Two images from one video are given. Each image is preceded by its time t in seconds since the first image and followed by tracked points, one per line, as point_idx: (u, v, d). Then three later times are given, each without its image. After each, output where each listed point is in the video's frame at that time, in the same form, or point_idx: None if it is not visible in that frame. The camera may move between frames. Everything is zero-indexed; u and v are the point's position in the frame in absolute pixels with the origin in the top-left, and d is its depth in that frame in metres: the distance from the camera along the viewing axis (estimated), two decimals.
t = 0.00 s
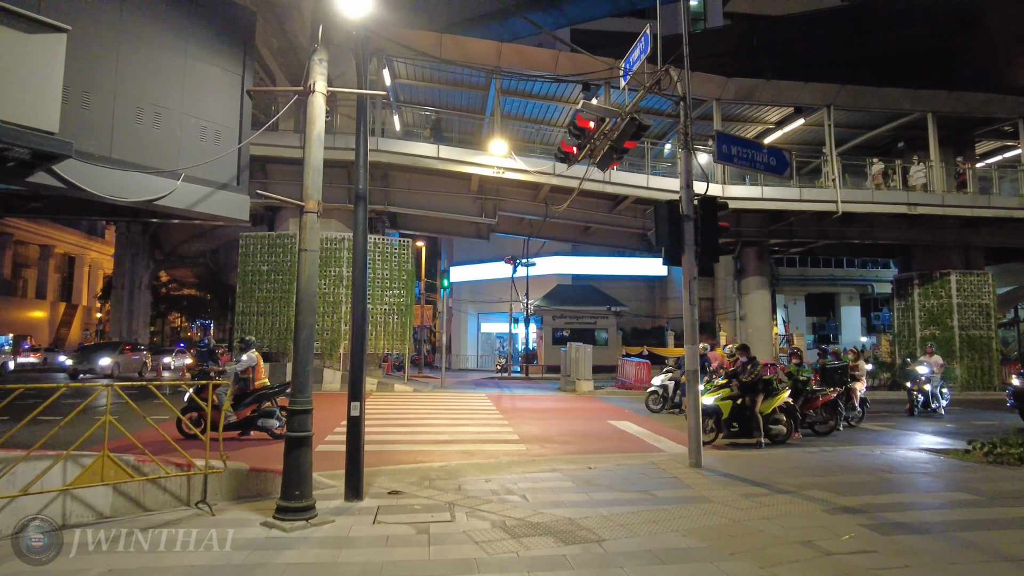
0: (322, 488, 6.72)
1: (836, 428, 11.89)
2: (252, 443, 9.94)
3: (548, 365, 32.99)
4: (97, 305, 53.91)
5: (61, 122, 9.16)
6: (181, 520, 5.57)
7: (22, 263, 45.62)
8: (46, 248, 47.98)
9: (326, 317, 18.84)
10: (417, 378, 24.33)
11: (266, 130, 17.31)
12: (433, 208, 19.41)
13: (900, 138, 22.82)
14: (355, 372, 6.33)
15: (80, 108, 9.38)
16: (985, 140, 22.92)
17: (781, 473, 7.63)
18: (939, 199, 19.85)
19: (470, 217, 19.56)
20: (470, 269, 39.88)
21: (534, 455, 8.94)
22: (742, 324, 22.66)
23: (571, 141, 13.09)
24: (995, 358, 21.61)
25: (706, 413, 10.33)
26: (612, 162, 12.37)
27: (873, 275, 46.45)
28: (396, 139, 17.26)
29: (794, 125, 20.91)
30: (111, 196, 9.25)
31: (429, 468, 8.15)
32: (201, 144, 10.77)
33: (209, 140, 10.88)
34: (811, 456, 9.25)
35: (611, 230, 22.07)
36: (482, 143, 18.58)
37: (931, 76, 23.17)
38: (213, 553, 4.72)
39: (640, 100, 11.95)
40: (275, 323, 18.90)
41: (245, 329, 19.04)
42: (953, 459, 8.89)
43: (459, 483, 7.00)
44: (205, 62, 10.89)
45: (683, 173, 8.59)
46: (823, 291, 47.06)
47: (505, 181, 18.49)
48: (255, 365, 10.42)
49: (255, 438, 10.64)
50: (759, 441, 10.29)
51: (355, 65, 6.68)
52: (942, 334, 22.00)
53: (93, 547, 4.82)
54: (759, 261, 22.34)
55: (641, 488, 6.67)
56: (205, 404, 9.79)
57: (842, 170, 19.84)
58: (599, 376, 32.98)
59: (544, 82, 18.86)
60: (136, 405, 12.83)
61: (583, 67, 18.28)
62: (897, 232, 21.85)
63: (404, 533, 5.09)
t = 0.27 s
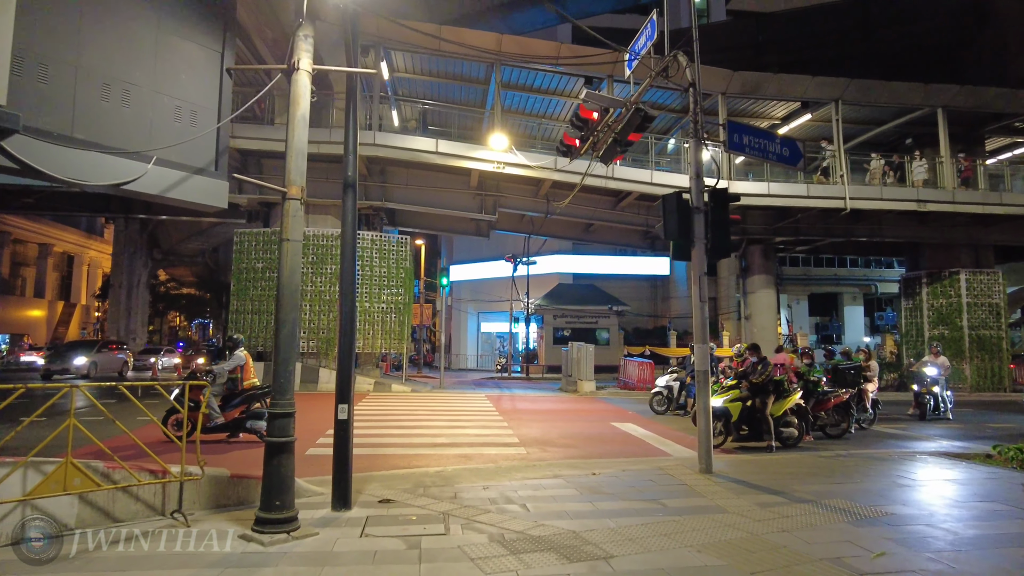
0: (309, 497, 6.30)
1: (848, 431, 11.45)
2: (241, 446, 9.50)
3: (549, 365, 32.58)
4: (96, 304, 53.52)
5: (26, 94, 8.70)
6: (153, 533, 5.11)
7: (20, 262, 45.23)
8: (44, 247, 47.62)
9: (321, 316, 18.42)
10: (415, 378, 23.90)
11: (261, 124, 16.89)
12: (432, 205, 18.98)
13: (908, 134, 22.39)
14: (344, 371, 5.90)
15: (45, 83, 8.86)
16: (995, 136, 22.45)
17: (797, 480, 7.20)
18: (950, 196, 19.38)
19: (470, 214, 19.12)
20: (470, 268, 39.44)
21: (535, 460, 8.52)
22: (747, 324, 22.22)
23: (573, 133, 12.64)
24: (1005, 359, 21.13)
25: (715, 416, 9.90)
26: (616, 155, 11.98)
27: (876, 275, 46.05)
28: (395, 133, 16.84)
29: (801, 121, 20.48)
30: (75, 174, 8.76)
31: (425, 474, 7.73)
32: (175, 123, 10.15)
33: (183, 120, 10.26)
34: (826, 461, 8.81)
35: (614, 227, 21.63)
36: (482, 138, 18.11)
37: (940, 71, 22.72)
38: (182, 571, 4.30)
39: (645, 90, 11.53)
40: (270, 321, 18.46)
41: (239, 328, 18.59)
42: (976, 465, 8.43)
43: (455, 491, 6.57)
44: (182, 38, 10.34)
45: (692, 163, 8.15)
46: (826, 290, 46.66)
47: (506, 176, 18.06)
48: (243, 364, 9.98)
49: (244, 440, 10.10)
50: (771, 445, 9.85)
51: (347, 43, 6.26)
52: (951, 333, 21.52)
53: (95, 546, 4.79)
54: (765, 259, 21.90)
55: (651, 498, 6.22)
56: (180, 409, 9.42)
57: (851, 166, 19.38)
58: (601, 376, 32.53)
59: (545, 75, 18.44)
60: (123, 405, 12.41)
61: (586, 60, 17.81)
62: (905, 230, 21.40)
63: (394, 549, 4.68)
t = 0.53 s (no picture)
0: (295, 510, 5.87)
1: (862, 435, 11.00)
2: (230, 452, 9.04)
3: (550, 366, 32.12)
4: (94, 304, 53.08)
5: None
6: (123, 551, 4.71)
7: (18, 262, 44.82)
8: (42, 247, 47.23)
9: (317, 316, 17.99)
10: (414, 379, 23.44)
11: (255, 119, 16.45)
12: (430, 202, 18.50)
13: (916, 130, 21.93)
14: (332, 375, 5.47)
15: None
16: (1006, 132, 21.99)
17: (816, 491, 6.74)
18: (960, 193, 18.92)
19: (469, 211, 18.65)
20: (470, 267, 39.00)
21: (537, 468, 8.08)
22: (753, 323, 21.79)
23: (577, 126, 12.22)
24: (1016, 359, 20.63)
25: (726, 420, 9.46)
26: (620, 150, 11.59)
27: (879, 275, 45.58)
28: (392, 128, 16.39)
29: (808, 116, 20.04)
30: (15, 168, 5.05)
31: (420, 483, 7.29)
32: (137, 99, 5.89)
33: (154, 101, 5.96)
34: (843, 468, 8.36)
35: (616, 225, 21.19)
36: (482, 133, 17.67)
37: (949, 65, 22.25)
38: None
39: (652, 81, 11.10)
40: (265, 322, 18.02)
41: (234, 328, 18.16)
42: (1003, 474, 7.97)
43: (452, 504, 6.14)
44: None
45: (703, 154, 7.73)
46: (828, 290, 46.21)
47: (506, 173, 17.62)
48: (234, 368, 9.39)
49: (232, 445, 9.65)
50: (784, 451, 9.42)
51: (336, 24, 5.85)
52: (960, 333, 21.04)
53: (79, 558, 4.55)
54: (770, 257, 21.46)
55: (662, 512, 5.78)
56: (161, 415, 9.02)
57: (859, 162, 18.94)
58: (602, 377, 32.08)
59: (546, 69, 18.00)
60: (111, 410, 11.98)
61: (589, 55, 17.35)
62: (914, 228, 20.95)
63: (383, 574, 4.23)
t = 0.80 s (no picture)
0: (284, 521, 5.47)
1: (878, 437, 10.58)
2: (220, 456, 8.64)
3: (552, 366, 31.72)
4: (92, 304, 52.69)
5: None
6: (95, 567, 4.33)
7: (16, 261, 44.38)
8: (41, 246, 46.81)
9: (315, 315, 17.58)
10: (413, 379, 22.99)
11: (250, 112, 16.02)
12: (430, 198, 18.08)
13: (926, 125, 21.50)
14: (322, 375, 5.06)
15: None
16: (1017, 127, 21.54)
17: (841, 499, 6.32)
18: (973, 188, 18.47)
19: (470, 207, 18.22)
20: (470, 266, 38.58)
21: (542, 473, 7.67)
22: (759, 322, 21.38)
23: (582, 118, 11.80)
24: None
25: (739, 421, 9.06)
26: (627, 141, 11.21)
27: (883, 273, 45.19)
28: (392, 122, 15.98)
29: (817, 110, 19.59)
30: None
31: (419, 490, 6.88)
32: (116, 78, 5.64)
33: (127, 75, 5.67)
34: (865, 472, 7.92)
35: (620, 222, 20.77)
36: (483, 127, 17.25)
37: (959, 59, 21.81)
38: None
39: (661, 68, 10.68)
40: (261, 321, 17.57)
41: (229, 328, 17.72)
42: None
43: (453, 514, 5.72)
44: None
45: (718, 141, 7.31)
46: (832, 289, 45.77)
47: (508, 168, 17.20)
48: (224, 366, 8.99)
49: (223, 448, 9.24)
50: (800, 454, 9.00)
51: None
52: (971, 333, 20.55)
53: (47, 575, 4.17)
54: (778, 255, 21.04)
55: (679, 523, 5.37)
56: (148, 417, 8.62)
57: (870, 157, 18.51)
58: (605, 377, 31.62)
59: (549, 61, 17.57)
60: (100, 411, 11.57)
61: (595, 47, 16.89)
62: (924, 224, 20.52)
63: None
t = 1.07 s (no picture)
0: (271, 542, 5.03)
1: (898, 445, 10.09)
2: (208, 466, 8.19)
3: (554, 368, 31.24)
4: (91, 305, 52.21)
5: None
6: None
7: (15, 261, 43.97)
8: (40, 246, 46.32)
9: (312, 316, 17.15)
10: (413, 382, 22.52)
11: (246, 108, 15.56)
12: (430, 197, 17.66)
13: (936, 123, 21.05)
14: (311, 384, 4.60)
15: None
16: None
17: (872, 516, 5.87)
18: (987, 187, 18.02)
19: (471, 206, 17.77)
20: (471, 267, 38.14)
21: (549, 485, 7.23)
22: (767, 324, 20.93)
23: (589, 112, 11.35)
24: None
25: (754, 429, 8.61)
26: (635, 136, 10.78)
27: (887, 275, 44.73)
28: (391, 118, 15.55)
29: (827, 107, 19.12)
30: None
31: (418, 504, 6.44)
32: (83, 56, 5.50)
33: (92, 50, 5.50)
34: (891, 484, 7.47)
35: (624, 222, 20.31)
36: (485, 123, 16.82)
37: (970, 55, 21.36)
38: None
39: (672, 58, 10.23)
40: (257, 322, 17.17)
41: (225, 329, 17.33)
42: None
43: (454, 533, 5.27)
44: None
45: (737, 131, 6.87)
46: (836, 290, 45.28)
47: (510, 165, 16.76)
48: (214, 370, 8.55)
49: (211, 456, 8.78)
50: (819, 464, 8.53)
51: None
52: (984, 335, 20.06)
53: None
54: (786, 255, 20.60)
55: (701, 546, 4.92)
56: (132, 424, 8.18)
57: (881, 155, 18.07)
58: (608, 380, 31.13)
59: (553, 57, 17.13)
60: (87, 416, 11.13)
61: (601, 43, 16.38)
62: (935, 224, 20.06)
63: None
